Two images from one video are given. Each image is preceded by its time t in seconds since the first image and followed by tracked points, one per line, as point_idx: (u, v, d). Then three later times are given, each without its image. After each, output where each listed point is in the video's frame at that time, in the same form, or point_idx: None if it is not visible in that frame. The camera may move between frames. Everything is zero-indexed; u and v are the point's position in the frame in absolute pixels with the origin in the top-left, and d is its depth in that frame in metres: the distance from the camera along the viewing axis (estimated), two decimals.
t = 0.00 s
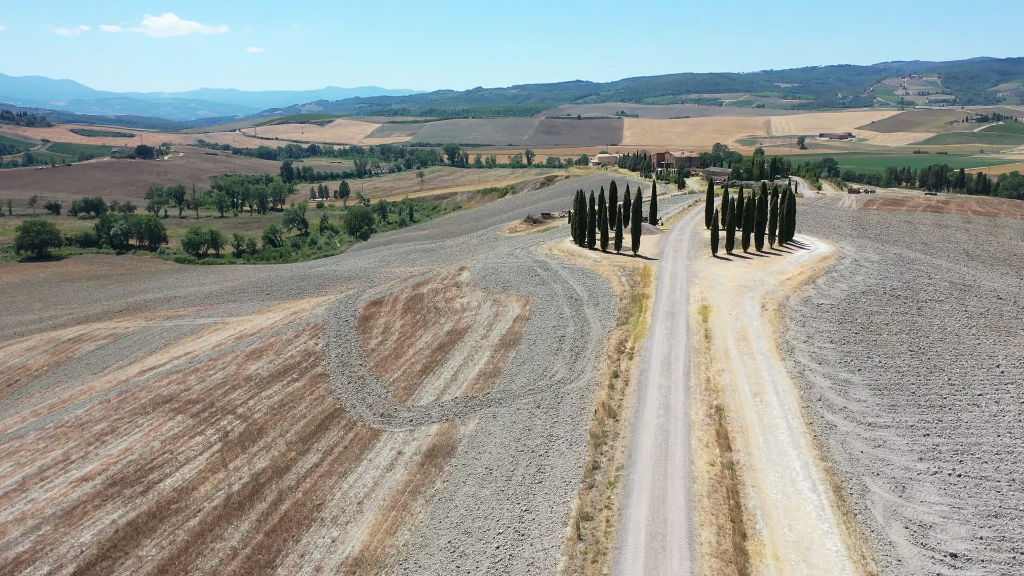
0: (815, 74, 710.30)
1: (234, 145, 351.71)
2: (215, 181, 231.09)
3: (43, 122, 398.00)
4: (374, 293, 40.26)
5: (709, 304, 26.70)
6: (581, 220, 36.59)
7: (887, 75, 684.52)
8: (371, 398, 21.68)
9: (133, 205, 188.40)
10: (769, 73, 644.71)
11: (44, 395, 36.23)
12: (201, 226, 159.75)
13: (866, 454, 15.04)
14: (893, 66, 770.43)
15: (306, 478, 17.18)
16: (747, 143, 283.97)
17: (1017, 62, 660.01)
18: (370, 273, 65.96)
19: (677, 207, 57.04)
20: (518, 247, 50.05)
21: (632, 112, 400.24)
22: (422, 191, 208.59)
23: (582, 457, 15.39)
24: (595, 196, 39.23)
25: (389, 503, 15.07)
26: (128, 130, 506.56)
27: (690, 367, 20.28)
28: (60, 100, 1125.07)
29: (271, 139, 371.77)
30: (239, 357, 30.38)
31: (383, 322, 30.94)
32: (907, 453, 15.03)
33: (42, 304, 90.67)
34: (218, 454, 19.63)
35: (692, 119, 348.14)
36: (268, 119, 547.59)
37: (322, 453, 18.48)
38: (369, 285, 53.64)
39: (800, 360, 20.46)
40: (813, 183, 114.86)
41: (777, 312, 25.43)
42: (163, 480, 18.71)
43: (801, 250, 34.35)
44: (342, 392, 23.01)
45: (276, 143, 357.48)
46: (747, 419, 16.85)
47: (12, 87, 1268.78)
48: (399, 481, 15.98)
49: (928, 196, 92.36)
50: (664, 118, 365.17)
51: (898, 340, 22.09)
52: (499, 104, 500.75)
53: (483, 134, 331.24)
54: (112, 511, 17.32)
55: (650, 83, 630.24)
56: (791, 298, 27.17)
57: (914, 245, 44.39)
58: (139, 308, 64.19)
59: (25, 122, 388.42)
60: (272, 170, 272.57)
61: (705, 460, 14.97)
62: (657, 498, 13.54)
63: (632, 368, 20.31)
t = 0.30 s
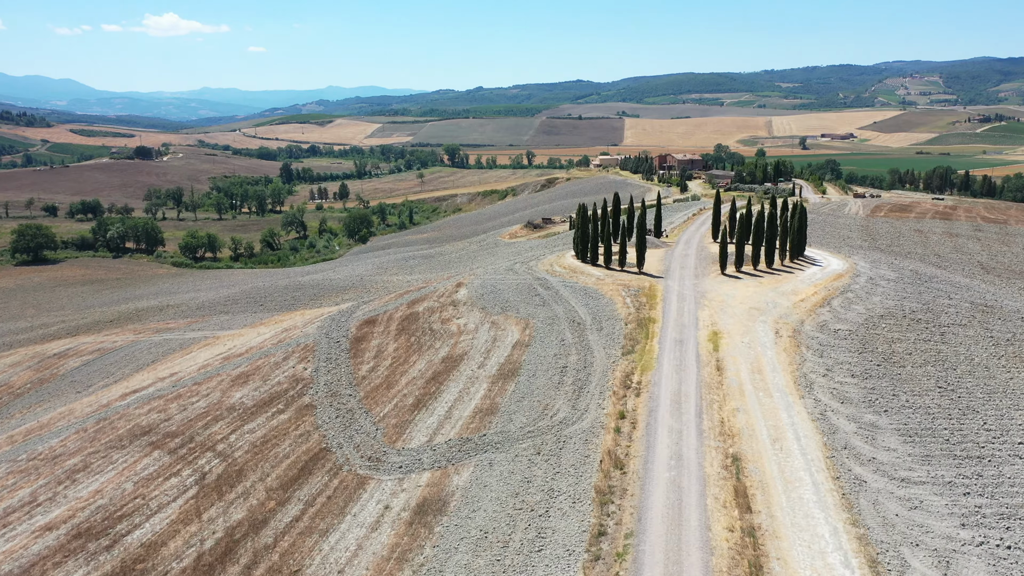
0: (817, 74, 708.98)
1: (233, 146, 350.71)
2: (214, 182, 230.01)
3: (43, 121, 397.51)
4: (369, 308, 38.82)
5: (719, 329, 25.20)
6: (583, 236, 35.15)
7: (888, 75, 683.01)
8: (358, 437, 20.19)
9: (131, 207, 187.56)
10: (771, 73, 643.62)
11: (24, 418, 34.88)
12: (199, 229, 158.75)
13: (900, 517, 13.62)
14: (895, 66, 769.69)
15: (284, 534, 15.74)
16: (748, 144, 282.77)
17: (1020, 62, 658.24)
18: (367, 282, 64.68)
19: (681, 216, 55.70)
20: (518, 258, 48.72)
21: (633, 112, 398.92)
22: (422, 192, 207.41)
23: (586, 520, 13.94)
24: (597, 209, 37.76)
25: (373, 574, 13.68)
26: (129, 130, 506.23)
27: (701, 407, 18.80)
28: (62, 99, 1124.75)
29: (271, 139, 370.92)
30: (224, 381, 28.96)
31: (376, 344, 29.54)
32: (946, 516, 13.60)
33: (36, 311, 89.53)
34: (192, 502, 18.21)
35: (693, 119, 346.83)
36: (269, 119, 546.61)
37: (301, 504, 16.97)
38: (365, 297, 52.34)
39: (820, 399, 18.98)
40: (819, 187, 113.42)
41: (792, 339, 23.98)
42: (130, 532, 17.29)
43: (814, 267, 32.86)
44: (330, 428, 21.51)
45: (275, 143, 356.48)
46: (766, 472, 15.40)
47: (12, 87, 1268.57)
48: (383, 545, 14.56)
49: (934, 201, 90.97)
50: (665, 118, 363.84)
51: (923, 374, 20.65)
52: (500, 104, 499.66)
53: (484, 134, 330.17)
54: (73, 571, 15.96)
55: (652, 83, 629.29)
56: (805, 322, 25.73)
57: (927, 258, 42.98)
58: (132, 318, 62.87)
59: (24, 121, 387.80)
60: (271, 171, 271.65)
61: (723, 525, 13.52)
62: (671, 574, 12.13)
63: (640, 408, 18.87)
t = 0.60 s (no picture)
0: (818, 74, 707.87)
1: (233, 146, 349.51)
2: (213, 184, 228.90)
3: (42, 121, 396.68)
4: (363, 324, 37.37)
5: (731, 358, 23.73)
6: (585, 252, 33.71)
7: (890, 74, 681.73)
8: (344, 481, 18.71)
9: (129, 209, 186.55)
10: (771, 73, 642.65)
11: (3, 441, 33.55)
12: (196, 231, 157.65)
13: None
14: (896, 65, 768.12)
15: None
16: (749, 144, 281.54)
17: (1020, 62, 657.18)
18: (363, 291, 63.34)
19: (685, 225, 54.21)
20: (517, 271, 47.36)
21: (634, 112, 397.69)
22: (422, 194, 206.17)
23: None
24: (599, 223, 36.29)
25: None
26: (129, 130, 505.41)
27: (715, 453, 17.33)
28: (62, 100, 1123.91)
29: (271, 139, 369.93)
30: (207, 408, 27.47)
31: (368, 369, 28.06)
32: None
33: (29, 317, 88.45)
34: (162, 558, 16.75)
35: (694, 120, 345.38)
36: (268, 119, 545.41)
37: (279, 565, 15.52)
38: (360, 310, 50.95)
39: (844, 443, 17.54)
40: (823, 191, 112.17)
41: (809, 370, 22.51)
42: None
43: (827, 285, 31.42)
44: (315, 469, 20.06)
45: (275, 143, 355.42)
46: (790, 534, 13.95)
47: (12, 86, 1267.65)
48: None
49: (942, 206, 89.46)
50: (666, 118, 362.65)
51: (953, 413, 19.19)
52: (500, 104, 498.47)
53: (484, 135, 329.11)
54: None
55: (652, 83, 628.44)
56: (822, 350, 24.26)
57: (941, 271, 41.50)
58: (123, 328, 61.48)
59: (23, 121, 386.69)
60: (271, 172, 270.57)
61: None
62: None
63: (648, 453, 17.43)
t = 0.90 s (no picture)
0: (818, 74, 706.51)
1: (232, 146, 348.26)
2: (211, 185, 227.73)
3: (41, 121, 395.47)
4: (356, 343, 35.80)
5: (744, 391, 22.20)
6: (587, 269, 32.25)
7: (890, 74, 680.29)
8: (328, 532, 17.29)
9: (127, 211, 185.35)
10: (772, 73, 641.41)
11: None
12: (194, 234, 156.41)
13: None
14: (897, 64, 766.50)
15: None
16: (751, 144, 280.17)
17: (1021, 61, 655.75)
18: (360, 301, 61.82)
19: (689, 234, 52.78)
20: (519, 284, 45.85)
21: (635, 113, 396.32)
22: (422, 196, 204.88)
23: None
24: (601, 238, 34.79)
25: None
26: (128, 130, 504.24)
27: (732, 508, 15.84)
28: (62, 100, 1122.54)
29: (271, 140, 368.78)
30: (188, 438, 25.98)
31: (359, 396, 26.61)
32: None
33: (22, 324, 87.16)
34: None
35: (695, 120, 344.05)
36: (269, 119, 544.17)
37: None
38: (356, 323, 49.43)
39: (873, 496, 16.07)
40: (827, 195, 110.81)
41: (829, 404, 20.99)
42: None
43: (842, 305, 30.04)
44: (298, 515, 18.61)
45: (275, 144, 354.21)
46: None
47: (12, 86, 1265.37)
48: None
49: (949, 211, 88.02)
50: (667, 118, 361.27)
51: (988, 457, 17.70)
52: (500, 104, 497.17)
53: (484, 135, 327.88)
54: None
55: (653, 83, 627.38)
56: (840, 380, 22.71)
57: (957, 286, 40.11)
58: (113, 338, 59.97)
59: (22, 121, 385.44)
60: (270, 173, 269.32)
61: None
62: None
63: (659, 507, 15.97)
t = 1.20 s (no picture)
0: (819, 74, 705.41)
1: (231, 147, 346.95)
2: (210, 187, 226.55)
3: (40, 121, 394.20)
4: (349, 362, 34.24)
5: (759, 429, 20.69)
6: (590, 288, 30.81)
7: (891, 74, 679.26)
8: None
9: (125, 214, 184.11)
10: (772, 73, 640.85)
11: None
12: (191, 238, 155.12)
13: None
14: (897, 65, 767.30)
15: None
16: (752, 145, 278.90)
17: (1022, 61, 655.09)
18: (356, 311, 60.30)
19: (693, 244, 51.33)
20: (518, 297, 44.33)
21: (636, 113, 394.96)
22: (422, 197, 203.67)
23: None
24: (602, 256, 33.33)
25: None
26: (127, 130, 502.98)
27: None
28: (63, 99, 1121.80)
29: (270, 141, 367.62)
30: (166, 473, 24.45)
31: (348, 428, 25.10)
32: None
33: (14, 331, 85.90)
34: None
35: (697, 120, 342.63)
36: (268, 119, 542.77)
37: None
38: (351, 337, 47.90)
39: (906, 558, 14.66)
40: (832, 199, 109.41)
41: (852, 445, 19.48)
42: None
43: (857, 328, 28.61)
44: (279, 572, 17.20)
45: (274, 144, 352.89)
46: None
47: (12, 85, 1263.31)
48: None
49: (957, 217, 86.60)
50: (668, 119, 360.05)
51: None
52: (501, 104, 495.95)
53: (485, 135, 326.75)
54: None
55: (654, 83, 626.37)
56: (862, 417, 21.21)
57: (973, 302, 38.68)
58: (103, 350, 58.46)
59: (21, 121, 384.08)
60: (269, 174, 268.05)
61: None
62: None
63: (671, 571, 14.61)
